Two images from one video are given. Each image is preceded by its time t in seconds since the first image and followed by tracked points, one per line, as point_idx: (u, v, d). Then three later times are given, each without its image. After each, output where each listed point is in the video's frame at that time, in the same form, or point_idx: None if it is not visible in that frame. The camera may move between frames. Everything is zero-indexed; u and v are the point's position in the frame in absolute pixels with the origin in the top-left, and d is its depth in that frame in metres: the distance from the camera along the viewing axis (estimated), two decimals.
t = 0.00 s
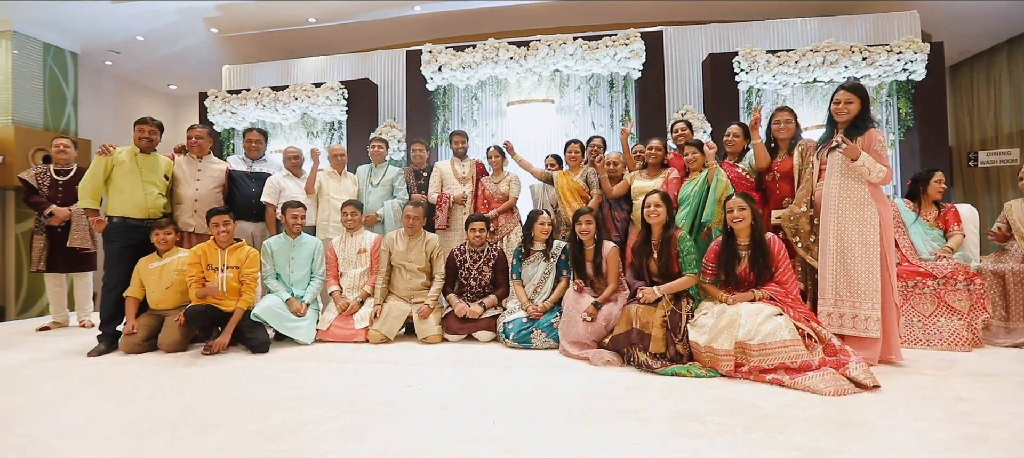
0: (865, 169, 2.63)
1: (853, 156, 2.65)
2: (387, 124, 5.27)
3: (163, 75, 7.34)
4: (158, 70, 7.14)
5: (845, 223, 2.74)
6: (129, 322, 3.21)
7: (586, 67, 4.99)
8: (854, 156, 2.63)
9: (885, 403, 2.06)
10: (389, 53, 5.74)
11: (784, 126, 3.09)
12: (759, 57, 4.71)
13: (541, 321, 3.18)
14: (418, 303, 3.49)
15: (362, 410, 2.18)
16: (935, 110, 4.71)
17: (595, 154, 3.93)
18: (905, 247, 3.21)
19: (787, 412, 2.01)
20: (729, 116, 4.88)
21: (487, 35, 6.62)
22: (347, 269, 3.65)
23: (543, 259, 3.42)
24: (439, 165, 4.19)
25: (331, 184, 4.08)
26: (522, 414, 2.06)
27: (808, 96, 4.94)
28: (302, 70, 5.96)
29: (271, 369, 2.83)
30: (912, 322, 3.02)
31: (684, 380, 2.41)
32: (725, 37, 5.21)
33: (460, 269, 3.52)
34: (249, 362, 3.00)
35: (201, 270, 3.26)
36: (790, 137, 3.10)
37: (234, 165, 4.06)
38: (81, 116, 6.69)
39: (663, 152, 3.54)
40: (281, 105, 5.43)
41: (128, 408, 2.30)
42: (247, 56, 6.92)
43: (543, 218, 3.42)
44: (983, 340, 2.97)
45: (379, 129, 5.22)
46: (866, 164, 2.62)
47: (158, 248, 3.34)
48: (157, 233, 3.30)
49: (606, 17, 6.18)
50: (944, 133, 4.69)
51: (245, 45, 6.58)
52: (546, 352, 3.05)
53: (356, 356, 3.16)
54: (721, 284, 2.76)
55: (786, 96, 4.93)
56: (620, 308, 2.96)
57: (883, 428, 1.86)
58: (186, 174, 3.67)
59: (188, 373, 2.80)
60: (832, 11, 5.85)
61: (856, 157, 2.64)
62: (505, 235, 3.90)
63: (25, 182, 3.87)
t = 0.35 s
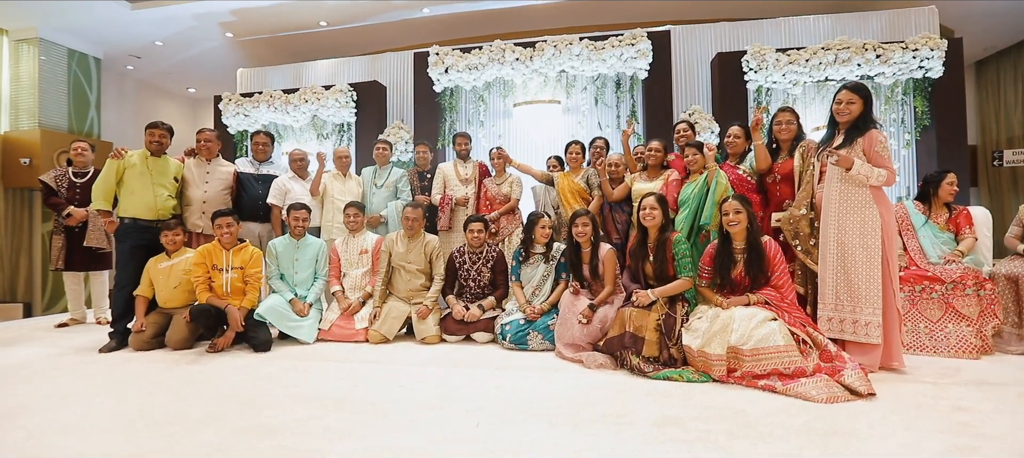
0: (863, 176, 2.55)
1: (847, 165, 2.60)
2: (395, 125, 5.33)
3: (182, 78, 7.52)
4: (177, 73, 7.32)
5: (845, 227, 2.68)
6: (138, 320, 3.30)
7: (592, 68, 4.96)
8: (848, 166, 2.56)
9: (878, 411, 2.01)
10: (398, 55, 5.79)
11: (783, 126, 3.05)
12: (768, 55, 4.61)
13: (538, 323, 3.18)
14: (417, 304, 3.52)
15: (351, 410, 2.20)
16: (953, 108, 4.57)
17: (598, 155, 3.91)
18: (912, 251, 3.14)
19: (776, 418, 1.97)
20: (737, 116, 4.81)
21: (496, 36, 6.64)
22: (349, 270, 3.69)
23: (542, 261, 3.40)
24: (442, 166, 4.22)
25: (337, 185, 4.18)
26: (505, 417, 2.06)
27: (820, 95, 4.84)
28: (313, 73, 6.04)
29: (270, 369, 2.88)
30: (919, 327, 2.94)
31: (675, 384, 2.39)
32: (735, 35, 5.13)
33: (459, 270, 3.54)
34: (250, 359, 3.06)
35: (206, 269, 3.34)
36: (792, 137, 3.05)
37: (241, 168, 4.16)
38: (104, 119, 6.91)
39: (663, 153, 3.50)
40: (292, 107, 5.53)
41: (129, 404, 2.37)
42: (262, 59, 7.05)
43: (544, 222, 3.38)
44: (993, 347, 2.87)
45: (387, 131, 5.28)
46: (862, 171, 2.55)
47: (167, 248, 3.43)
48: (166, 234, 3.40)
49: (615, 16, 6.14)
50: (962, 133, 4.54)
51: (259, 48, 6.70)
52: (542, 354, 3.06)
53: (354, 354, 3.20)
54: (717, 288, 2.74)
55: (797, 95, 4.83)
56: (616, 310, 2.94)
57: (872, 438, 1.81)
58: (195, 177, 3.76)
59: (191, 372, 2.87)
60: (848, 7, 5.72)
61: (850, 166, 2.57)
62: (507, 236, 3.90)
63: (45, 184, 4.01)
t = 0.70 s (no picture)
0: (849, 188, 2.55)
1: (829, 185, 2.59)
2: (394, 125, 5.36)
3: (186, 78, 7.59)
4: (181, 73, 7.39)
5: (837, 229, 2.65)
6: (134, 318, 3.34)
7: (590, 68, 4.95)
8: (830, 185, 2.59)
9: (860, 416, 1.99)
10: (397, 56, 5.81)
11: (776, 127, 3.03)
12: (767, 55, 4.57)
13: (528, 323, 3.18)
14: (410, 304, 3.53)
15: (334, 411, 2.21)
16: (956, 108, 4.51)
17: (593, 155, 3.90)
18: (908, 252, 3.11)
19: (756, 422, 1.95)
20: (736, 116, 4.77)
21: (497, 36, 6.64)
22: (343, 270, 3.71)
23: (535, 262, 3.38)
24: (438, 167, 4.22)
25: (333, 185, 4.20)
26: (485, 419, 2.07)
27: (820, 95, 4.80)
28: (314, 73, 6.07)
29: (260, 368, 2.91)
30: (913, 330, 2.91)
31: (659, 387, 2.38)
32: (736, 34, 5.09)
33: (452, 270, 3.55)
34: (242, 358, 3.09)
35: (200, 268, 3.37)
36: (785, 138, 3.04)
37: (238, 168, 4.19)
38: (109, 119, 6.99)
39: (657, 153, 3.48)
40: (292, 107, 5.57)
41: (118, 402, 2.40)
42: (265, 59, 7.10)
43: (537, 222, 3.33)
44: (988, 351, 2.84)
45: (386, 131, 5.30)
46: (846, 183, 2.55)
47: (164, 248, 3.47)
48: (162, 234, 3.43)
49: (616, 16, 6.12)
50: (965, 133, 4.48)
51: (262, 48, 6.74)
52: (531, 354, 3.06)
53: (345, 354, 3.22)
54: (707, 290, 2.73)
55: (797, 95, 4.78)
56: (606, 312, 2.93)
57: (851, 443, 1.79)
58: (192, 177, 3.79)
59: (183, 370, 2.90)
60: (852, 5, 5.65)
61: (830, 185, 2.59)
62: (501, 237, 3.89)
63: (46, 183, 4.06)
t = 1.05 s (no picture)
0: (837, 213, 2.53)
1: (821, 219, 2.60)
2: (390, 125, 5.35)
3: (185, 76, 7.59)
4: (179, 71, 7.39)
5: (828, 232, 2.62)
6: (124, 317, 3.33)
7: (586, 67, 4.93)
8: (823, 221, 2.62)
9: (848, 420, 1.97)
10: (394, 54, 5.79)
11: (767, 128, 3.01)
12: (763, 55, 4.55)
13: (519, 324, 3.16)
14: (400, 304, 3.52)
15: (319, 412, 2.20)
16: (953, 109, 4.48)
17: (586, 155, 3.88)
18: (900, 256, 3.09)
19: (741, 425, 1.94)
20: (733, 117, 4.75)
21: (494, 35, 6.62)
22: (334, 269, 3.70)
23: (527, 262, 3.36)
24: (432, 166, 4.21)
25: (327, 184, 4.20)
26: (470, 421, 2.06)
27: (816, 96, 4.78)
28: (310, 72, 6.06)
29: (249, 368, 2.90)
30: (905, 333, 2.89)
31: (647, 389, 2.36)
32: (733, 35, 5.06)
33: (443, 270, 3.54)
34: (231, 357, 3.08)
35: (190, 267, 3.36)
36: (777, 139, 3.02)
37: (230, 167, 4.18)
38: (107, 117, 7.00)
39: (649, 154, 3.47)
40: (288, 106, 5.56)
41: (104, 401, 2.39)
42: (263, 58, 7.09)
43: (528, 222, 3.31)
44: (980, 355, 2.82)
45: (382, 130, 5.29)
46: (833, 209, 2.52)
47: (155, 247, 3.46)
48: (153, 232, 3.42)
49: (614, 15, 6.09)
50: (962, 135, 4.45)
51: (259, 46, 6.73)
52: (521, 355, 3.04)
53: (335, 354, 3.20)
54: (697, 291, 2.71)
55: (793, 96, 4.76)
56: (596, 313, 2.91)
57: (834, 447, 1.77)
58: (184, 176, 3.79)
59: (172, 369, 2.90)
60: (851, 5, 5.62)
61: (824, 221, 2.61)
62: (494, 237, 3.87)
63: (39, 181, 4.06)
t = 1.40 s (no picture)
0: (843, 231, 2.51)
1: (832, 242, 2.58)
2: (390, 125, 5.36)
3: (186, 76, 7.61)
4: (181, 71, 7.41)
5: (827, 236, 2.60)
6: (122, 317, 3.33)
7: (586, 68, 4.93)
8: (836, 241, 2.58)
9: (844, 424, 1.96)
10: (394, 55, 5.79)
11: (766, 129, 3.00)
12: (764, 56, 4.53)
13: (516, 326, 3.15)
14: (398, 305, 3.52)
15: (313, 413, 2.20)
16: (955, 111, 4.46)
17: (585, 155, 3.87)
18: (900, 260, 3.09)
19: (736, 429, 1.93)
20: (733, 119, 4.73)
21: (495, 36, 6.62)
22: (332, 270, 3.70)
23: (524, 264, 3.35)
24: (430, 167, 4.21)
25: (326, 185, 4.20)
26: (464, 424, 2.05)
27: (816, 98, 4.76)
28: (311, 72, 6.07)
29: (246, 368, 2.90)
30: (904, 337, 2.87)
31: (643, 392, 2.35)
32: (734, 36, 5.05)
33: (441, 270, 3.53)
34: (228, 358, 3.08)
35: (188, 267, 3.36)
36: (776, 140, 3.01)
37: (229, 166, 4.18)
38: (109, 116, 7.02)
39: (648, 155, 3.45)
40: (288, 106, 5.56)
41: (100, 401, 2.39)
42: (264, 58, 7.10)
43: (525, 223, 3.30)
44: (981, 359, 2.80)
45: (381, 131, 5.29)
46: (839, 228, 2.51)
47: (153, 247, 3.46)
48: (151, 232, 3.42)
49: (614, 16, 6.08)
50: (964, 137, 4.43)
51: (260, 46, 6.74)
52: (517, 357, 3.04)
53: (332, 354, 3.20)
54: (694, 294, 2.70)
55: (794, 97, 4.74)
56: (593, 315, 2.91)
57: (829, 451, 1.76)
58: (184, 176, 3.79)
59: (168, 370, 2.90)
60: (853, 6, 5.59)
61: (838, 240, 2.57)
62: (492, 238, 3.86)
63: (39, 180, 4.07)
